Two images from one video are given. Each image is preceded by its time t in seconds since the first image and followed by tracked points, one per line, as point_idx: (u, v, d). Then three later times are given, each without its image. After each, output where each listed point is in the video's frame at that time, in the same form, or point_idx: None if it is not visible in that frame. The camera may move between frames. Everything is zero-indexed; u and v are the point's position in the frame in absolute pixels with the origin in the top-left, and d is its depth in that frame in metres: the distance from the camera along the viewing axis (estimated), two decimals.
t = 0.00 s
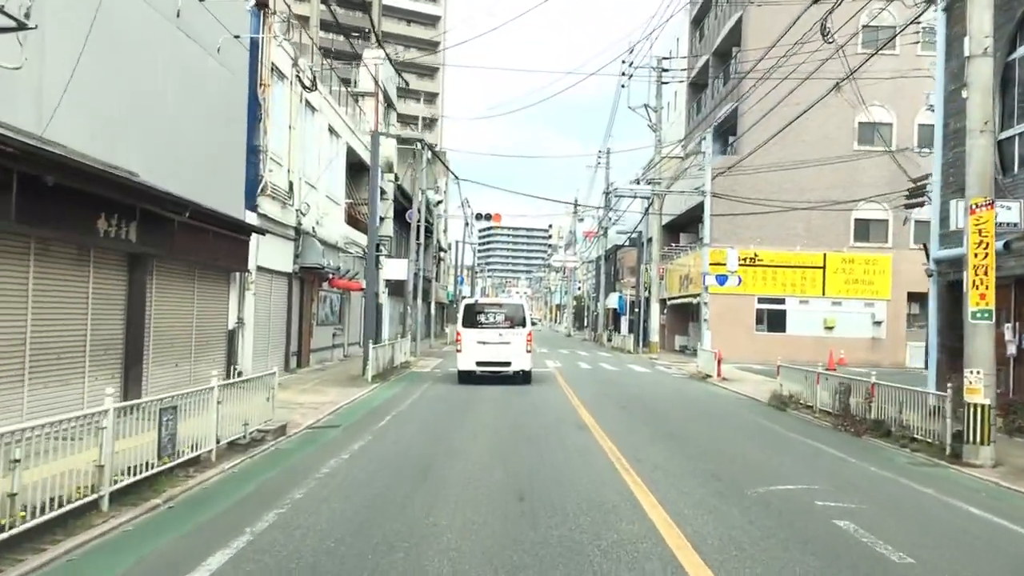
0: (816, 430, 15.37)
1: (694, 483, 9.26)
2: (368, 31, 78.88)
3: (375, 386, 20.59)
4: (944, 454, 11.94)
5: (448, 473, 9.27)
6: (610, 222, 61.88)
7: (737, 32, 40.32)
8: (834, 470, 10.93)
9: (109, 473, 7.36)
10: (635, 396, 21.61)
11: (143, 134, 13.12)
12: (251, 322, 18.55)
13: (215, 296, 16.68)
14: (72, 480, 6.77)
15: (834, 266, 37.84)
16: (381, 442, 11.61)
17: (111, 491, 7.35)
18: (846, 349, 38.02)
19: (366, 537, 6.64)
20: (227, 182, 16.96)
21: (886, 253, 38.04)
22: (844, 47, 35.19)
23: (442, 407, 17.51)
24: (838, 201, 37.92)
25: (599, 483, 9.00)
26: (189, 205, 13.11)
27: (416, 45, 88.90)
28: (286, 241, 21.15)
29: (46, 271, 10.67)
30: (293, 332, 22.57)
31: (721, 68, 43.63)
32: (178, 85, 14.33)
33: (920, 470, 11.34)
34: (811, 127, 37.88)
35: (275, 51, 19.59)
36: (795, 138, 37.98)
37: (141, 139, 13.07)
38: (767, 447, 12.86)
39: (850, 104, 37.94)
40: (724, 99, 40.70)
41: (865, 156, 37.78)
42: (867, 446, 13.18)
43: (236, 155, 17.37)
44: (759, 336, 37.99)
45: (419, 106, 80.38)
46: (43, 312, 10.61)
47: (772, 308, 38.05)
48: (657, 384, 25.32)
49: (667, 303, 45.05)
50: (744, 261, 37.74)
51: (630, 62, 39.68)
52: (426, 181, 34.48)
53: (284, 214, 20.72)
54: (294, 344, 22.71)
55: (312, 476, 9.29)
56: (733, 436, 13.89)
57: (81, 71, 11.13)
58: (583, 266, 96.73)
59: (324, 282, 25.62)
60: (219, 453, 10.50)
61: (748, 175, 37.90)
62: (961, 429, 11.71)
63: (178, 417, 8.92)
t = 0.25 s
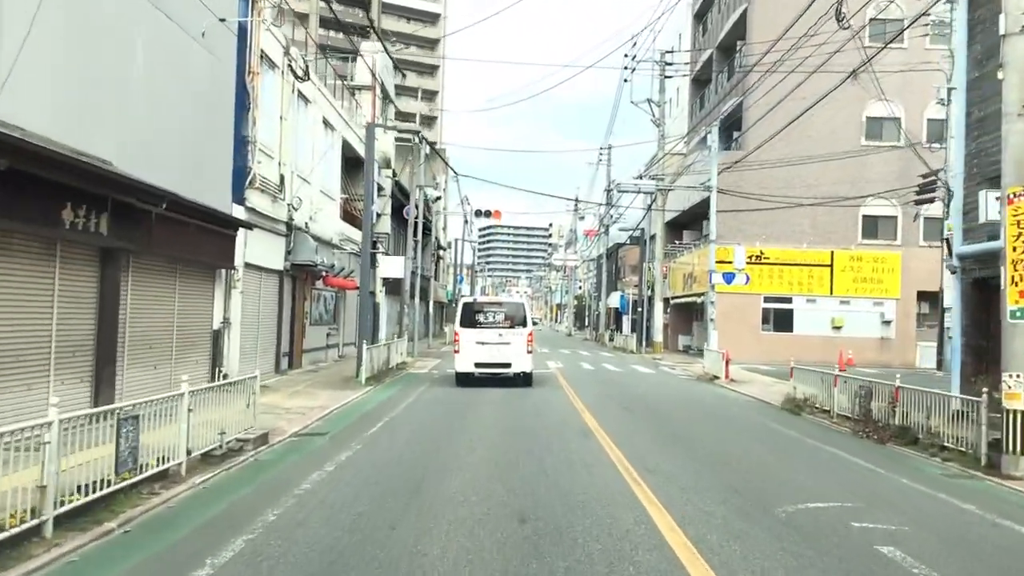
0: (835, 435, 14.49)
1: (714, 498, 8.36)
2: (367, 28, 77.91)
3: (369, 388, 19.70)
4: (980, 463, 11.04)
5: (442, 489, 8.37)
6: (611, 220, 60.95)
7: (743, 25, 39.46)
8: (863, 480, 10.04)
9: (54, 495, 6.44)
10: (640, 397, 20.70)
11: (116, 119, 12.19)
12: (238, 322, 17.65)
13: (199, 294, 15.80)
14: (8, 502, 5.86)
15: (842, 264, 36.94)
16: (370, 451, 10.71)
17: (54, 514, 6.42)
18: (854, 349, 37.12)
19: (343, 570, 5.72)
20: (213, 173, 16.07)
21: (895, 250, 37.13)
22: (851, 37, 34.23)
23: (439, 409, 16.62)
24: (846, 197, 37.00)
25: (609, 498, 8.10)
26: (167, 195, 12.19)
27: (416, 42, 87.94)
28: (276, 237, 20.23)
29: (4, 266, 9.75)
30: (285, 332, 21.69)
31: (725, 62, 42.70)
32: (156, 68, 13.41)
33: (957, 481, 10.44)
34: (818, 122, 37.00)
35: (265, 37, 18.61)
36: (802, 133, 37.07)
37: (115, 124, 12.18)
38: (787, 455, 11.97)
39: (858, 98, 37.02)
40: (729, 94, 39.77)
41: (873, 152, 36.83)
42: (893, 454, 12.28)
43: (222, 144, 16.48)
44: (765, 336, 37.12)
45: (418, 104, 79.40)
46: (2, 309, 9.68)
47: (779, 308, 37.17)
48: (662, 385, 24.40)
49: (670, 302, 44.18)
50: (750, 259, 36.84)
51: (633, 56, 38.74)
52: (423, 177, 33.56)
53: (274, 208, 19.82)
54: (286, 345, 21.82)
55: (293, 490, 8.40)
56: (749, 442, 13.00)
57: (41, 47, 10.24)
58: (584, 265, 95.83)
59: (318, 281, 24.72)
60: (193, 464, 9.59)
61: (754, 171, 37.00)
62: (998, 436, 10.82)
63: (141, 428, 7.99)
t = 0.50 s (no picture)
0: (858, 442, 13.54)
1: (741, 521, 7.38)
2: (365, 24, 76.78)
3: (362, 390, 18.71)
4: None
5: (433, 510, 7.41)
6: (613, 217, 59.97)
7: (749, 17, 38.46)
8: (900, 496, 9.10)
9: None
10: (646, 399, 19.71)
11: (80, 101, 11.21)
12: (222, 321, 16.68)
13: (177, 291, 14.82)
14: None
15: (851, 262, 35.98)
16: (356, 463, 9.72)
17: None
18: (863, 349, 36.14)
19: None
20: (190, 161, 15.10)
21: (905, 247, 36.17)
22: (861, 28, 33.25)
23: (434, 413, 15.65)
24: (855, 192, 36.03)
25: (622, 521, 7.12)
26: (136, 184, 11.21)
27: (414, 39, 86.84)
28: (264, 233, 19.26)
29: None
30: (274, 332, 20.70)
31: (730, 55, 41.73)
32: (128, 49, 12.45)
33: (1001, 496, 9.50)
34: (826, 116, 36.06)
35: (251, 21, 17.59)
36: (810, 128, 36.11)
37: (79, 104, 11.22)
38: (811, 466, 10.99)
39: (867, 91, 36.08)
40: (734, 88, 38.79)
41: (883, 147, 35.88)
42: (926, 465, 11.29)
43: (201, 131, 15.50)
44: (772, 336, 36.14)
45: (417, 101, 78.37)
46: None
47: (786, 307, 36.21)
48: (668, 387, 23.41)
49: (674, 301, 43.22)
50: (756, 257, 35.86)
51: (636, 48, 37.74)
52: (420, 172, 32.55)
53: (262, 202, 18.81)
54: (275, 345, 20.82)
55: (264, 511, 7.42)
56: (768, 451, 12.02)
57: None
58: (585, 263, 94.80)
59: (310, 278, 23.74)
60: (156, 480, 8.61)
61: (761, 167, 36.03)
62: None
63: (90, 442, 7.02)
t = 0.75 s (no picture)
0: (879, 449, 12.75)
1: (770, 544, 6.56)
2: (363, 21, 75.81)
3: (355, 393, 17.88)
4: None
5: (424, 533, 6.61)
6: (614, 216, 59.16)
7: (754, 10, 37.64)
8: (938, 513, 8.31)
9: None
10: (650, 401, 18.91)
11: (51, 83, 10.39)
12: (207, 321, 15.87)
13: (157, 288, 14.01)
14: None
15: (858, 261, 35.17)
16: (341, 476, 8.89)
17: None
18: (871, 350, 35.33)
19: None
20: (174, 151, 14.30)
21: (914, 246, 35.38)
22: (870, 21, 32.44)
23: (430, 416, 14.84)
24: (862, 189, 35.24)
25: (636, 548, 6.30)
26: (107, 171, 10.40)
27: (413, 36, 85.88)
28: (253, 228, 18.45)
29: None
30: (264, 332, 19.85)
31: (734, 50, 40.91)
32: (104, 29, 11.63)
33: None
34: (833, 112, 35.27)
35: (239, 6, 16.78)
36: (816, 123, 35.35)
37: (49, 86, 10.39)
38: (833, 477, 10.19)
39: (875, 86, 35.32)
40: (739, 83, 38.02)
41: (891, 142, 35.10)
42: (957, 476, 10.48)
43: (186, 119, 14.72)
44: (779, 336, 35.32)
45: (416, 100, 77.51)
46: None
47: (792, 306, 35.38)
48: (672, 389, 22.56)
49: (677, 301, 42.41)
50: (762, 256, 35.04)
51: (638, 43, 36.93)
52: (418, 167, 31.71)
53: (250, 195, 18.00)
54: (265, 345, 19.98)
55: (233, 534, 6.59)
56: (786, 459, 11.22)
57: None
58: (585, 263, 93.92)
59: (302, 276, 22.92)
60: (118, 496, 7.78)
61: (767, 163, 35.23)
62: None
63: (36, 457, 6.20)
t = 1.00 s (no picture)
0: (908, 461, 11.84)
1: None
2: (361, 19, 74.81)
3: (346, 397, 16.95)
4: None
5: (410, 567, 5.70)
6: (616, 215, 58.23)
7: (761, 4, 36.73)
8: (989, 536, 7.41)
9: None
10: (657, 405, 17.98)
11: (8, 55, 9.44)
12: (187, 322, 14.96)
13: (131, 286, 13.14)
14: None
15: (868, 260, 34.25)
16: (322, 495, 7.97)
17: None
18: (881, 352, 34.41)
19: None
20: (152, 140, 13.44)
21: (925, 245, 34.48)
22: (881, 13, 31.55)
23: (424, 423, 13.92)
24: (872, 187, 34.34)
25: None
26: (64, 156, 9.45)
27: (413, 35, 84.88)
28: (240, 224, 17.54)
29: None
30: (251, 333, 18.90)
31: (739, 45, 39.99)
32: None
33: None
34: (842, 108, 34.37)
35: None
36: (825, 119, 34.46)
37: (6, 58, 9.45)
38: (866, 494, 9.28)
39: (885, 81, 34.44)
40: (745, 78, 37.12)
41: (902, 139, 34.20)
42: (1000, 493, 9.56)
43: (165, 106, 13.85)
44: (786, 338, 34.40)
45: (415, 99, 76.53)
46: None
47: (799, 307, 34.46)
48: (679, 392, 21.62)
49: (681, 302, 41.49)
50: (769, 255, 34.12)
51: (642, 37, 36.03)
52: (416, 163, 30.82)
53: (236, 189, 17.07)
54: (252, 347, 19.04)
55: (187, 569, 5.68)
56: (812, 473, 10.30)
57: None
58: (587, 263, 92.91)
59: (294, 276, 22.00)
60: (64, 520, 6.83)
61: (774, 161, 34.34)
62: None
63: None
